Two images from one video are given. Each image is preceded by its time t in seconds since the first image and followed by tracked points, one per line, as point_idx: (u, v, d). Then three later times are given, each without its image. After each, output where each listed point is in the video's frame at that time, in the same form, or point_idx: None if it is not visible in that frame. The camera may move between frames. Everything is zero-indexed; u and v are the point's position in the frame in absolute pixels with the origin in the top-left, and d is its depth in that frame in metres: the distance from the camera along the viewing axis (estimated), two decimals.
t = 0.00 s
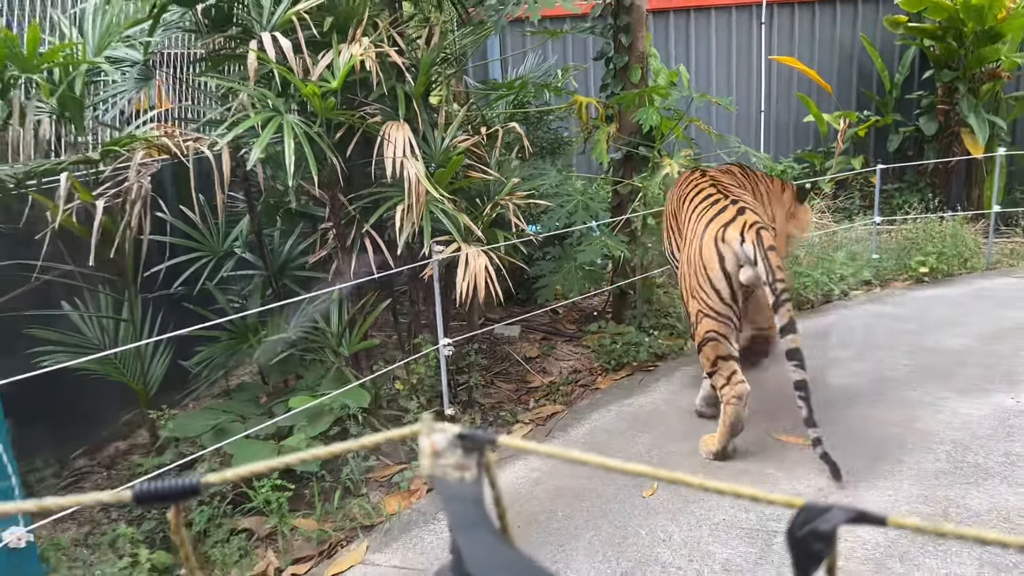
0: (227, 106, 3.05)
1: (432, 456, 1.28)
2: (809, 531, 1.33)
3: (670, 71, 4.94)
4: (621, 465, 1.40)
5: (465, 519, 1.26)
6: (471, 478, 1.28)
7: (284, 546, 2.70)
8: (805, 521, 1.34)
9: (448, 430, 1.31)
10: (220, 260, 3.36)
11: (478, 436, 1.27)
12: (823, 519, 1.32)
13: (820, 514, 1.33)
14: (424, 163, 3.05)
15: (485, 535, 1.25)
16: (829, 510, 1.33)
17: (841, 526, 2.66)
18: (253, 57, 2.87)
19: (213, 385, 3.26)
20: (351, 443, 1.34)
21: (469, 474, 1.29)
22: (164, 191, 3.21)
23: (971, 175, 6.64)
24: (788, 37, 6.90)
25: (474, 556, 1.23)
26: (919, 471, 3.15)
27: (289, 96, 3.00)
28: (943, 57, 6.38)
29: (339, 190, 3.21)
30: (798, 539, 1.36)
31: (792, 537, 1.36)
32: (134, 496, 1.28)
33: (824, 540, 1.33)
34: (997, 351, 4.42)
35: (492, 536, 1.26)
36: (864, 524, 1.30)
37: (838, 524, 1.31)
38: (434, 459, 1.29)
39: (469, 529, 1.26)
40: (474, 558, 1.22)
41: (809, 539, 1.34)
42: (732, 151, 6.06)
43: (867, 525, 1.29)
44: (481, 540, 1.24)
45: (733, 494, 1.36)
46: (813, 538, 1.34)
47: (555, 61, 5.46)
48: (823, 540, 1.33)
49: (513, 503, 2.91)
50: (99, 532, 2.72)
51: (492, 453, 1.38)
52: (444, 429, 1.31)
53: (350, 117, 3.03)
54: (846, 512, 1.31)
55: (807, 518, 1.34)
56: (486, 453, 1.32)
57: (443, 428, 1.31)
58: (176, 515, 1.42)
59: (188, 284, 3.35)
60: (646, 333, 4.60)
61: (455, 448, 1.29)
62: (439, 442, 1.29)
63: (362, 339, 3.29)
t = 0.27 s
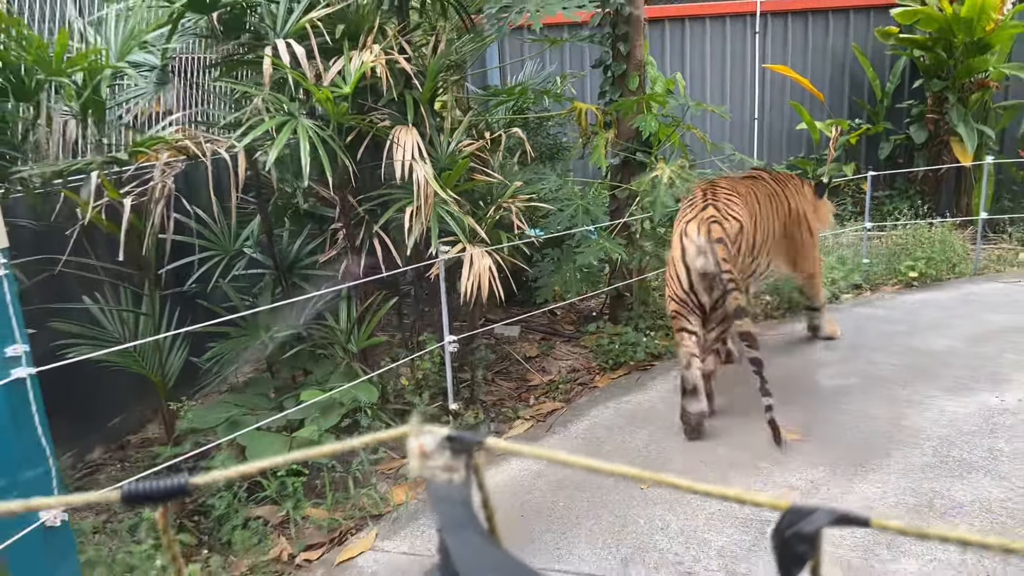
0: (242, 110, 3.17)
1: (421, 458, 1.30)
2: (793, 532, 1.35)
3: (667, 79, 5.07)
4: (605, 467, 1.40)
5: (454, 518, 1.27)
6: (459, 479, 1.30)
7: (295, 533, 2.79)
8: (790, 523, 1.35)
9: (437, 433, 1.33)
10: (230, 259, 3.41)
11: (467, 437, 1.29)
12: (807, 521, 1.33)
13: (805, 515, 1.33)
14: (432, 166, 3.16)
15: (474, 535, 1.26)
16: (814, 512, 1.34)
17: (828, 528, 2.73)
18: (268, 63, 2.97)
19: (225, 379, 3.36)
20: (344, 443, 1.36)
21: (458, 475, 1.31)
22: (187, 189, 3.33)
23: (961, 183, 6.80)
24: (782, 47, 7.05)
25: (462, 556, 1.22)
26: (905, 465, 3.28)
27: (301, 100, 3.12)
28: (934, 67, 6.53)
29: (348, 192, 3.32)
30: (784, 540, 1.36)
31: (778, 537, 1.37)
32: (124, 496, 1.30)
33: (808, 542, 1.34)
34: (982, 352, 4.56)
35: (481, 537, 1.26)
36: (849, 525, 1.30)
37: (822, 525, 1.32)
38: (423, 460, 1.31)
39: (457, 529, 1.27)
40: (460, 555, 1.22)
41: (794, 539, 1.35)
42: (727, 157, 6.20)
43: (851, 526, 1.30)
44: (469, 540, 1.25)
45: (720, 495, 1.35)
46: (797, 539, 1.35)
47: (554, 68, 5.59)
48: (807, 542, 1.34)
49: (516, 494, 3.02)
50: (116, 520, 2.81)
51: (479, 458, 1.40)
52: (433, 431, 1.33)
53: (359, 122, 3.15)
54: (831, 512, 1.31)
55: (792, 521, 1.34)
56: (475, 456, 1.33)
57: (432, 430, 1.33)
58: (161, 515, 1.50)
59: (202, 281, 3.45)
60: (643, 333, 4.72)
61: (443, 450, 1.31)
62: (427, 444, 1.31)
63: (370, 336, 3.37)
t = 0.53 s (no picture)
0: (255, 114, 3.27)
1: (400, 470, 1.36)
2: (765, 544, 1.43)
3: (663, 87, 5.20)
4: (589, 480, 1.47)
5: (431, 531, 1.40)
6: (436, 491, 1.38)
7: (305, 522, 2.87)
8: (762, 535, 1.43)
9: (416, 444, 1.39)
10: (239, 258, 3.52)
11: (444, 450, 1.36)
12: (779, 533, 1.42)
13: (777, 528, 1.42)
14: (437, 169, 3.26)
15: (450, 548, 1.40)
16: (785, 524, 1.42)
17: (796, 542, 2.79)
18: (281, 68, 3.08)
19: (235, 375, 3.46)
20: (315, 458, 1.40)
21: (435, 488, 1.39)
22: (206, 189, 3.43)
23: (950, 191, 6.97)
24: (775, 56, 7.20)
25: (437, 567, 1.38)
26: (893, 461, 3.40)
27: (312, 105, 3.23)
28: (923, 77, 6.65)
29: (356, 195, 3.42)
30: (756, 552, 1.44)
31: (750, 550, 1.44)
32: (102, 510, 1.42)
33: (779, 553, 1.42)
34: (968, 354, 4.69)
35: (456, 549, 1.41)
36: (817, 538, 1.39)
37: (793, 538, 1.40)
38: (402, 473, 1.38)
39: (433, 541, 1.41)
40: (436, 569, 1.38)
41: (765, 551, 1.43)
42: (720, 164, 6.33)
43: (821, 538, 1.38)
44: (445, 553, 1.40)
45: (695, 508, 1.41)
46: (768, 551, 1.43)
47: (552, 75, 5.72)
48: (779, 553, 1.42)
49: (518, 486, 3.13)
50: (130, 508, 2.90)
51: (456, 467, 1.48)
52: (411, 443, 1.38)
53: (368, 126, 3.26)
54: (802, 525, 1.40)
55: (765, 531, 1.42)
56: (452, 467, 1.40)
57: (410, 442, 1.39)
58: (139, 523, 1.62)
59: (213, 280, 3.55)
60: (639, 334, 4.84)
61: (421, 462, 1.38)
62: (406, 456, 1.37)
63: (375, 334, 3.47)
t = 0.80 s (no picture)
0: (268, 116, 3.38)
1: (392, 466, 1.34)
2: (754, 541, 1.37)
3: (662, 93, 5.33)
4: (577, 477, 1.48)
5: (424, 528, 1.33)
6: (430, 487, 1.35)
7: (317, 510, 2.97)
8: (750, 532, 1.38)
9: (409, 443, 1.38)
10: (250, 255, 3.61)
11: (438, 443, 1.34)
12: (767, 530, 1.37)
13: (765, 524, 1.37)
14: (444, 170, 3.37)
15: (443, 544, 1.31)
16: (774, 521, 1.38)
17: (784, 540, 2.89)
18: (295, 72, 3.19)
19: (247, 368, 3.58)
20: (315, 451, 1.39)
21: (428, 485, 1.36)
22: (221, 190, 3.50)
23: (940, 198, 7.13)
24: (770, 63, 7.35)
25: (432, 563, 1.29)
26: (881, 455, 3.53)
27: (325, 107, 3.34)
28: (915, 85, 6.83)
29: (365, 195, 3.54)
30: (745, 551, 1.39)
31: (739, 547, 1.39)
32: (94, 505, 1.35)
33: (769, 551, 1.36)
34: (956, 355, 4.83)
35: (451, 547, 1.32)
36: (805, 535, 1.35)
37: (782, 534, 1.35)
38: (395, 469, 1.35)
39: (428, 540, 1.32)
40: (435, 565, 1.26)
41: (754, 549, 1.37)
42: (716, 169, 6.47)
43: (808, 535, 1.35)
44: (440, 551, 1.30)
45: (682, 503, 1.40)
46: (758, 548, 1.37)
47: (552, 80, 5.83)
48: (769, 552, 1.36)
49: (520, 476, 3.25)
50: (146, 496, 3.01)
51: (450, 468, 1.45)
52: (404, 441, 1.37)
53: (377, 128, 3.37)
54: (789, 522, 1.36)
55: (754, 529, 1.38)
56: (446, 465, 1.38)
57: (402, 440, 1.37)
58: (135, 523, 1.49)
59: (224, 276, 3.65)
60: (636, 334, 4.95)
61: (414, 459, 1.36)
62: (399, 453, 1.35)
63: (383, 329, 3.56)
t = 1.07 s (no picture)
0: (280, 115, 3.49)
1: (395, 452, 1.37)
2: (755, 526, 1.39)
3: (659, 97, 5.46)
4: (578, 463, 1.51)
5: (428, 511, 1.35)
6: (431, 472, 1.38)
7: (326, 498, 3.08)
8: (751, 517, 1.40)
9: (411, 428, 1.41)
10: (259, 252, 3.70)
11: (439, 429, 1.36)
12: (767, 515, 1.39)
13: (765, 510, 1.39)
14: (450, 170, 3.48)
15: (446, 527, 1.32)
16: (773, 507, 1.40)
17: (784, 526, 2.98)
18: (307, 73, 3.29)
19: (255, 360, 3.70)
20: (315, 437, 1.43)
21: (430, 470, 1.39)
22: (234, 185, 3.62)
23: (931, 203, 7.28)
24: (764, 70, 7.49)
25: (435, 544, 1.29)
26: (871, 449, 3.65)
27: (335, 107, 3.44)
28: (907, 92, 6.98)
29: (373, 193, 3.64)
30: (746, 535, 1.40)
31: (740, 532, 1.40)
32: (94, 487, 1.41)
33: (769, 536, 1.38)
34: (944, 355, 4.97)
35: (454, 530, 1.33)
36: (805, 520, 1.37)
37: (782, 520, 1.36)
38: (397, 455, 1.39)
39: (430, 522, 1.33)
40: (439, 549, 1.27)
41: (755, 534, 1.39)
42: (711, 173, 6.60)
43: (808, 520, 1.36)
44: (442, 534, 1.31)
45: (683, 489, 1.45)
46: (759, 533, 1.39)
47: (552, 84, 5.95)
48: (769, 536, 1.38)
49: (522, 466, 3.36)
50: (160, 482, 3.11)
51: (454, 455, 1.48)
52: (406, 426, 1.40)
53: (386, 128, 3.47)
54: (789, 508, 1.38)
55: (754, 513, 1.39)
56: (448, 450, 1.41)
57: (404, 426, 1.40)
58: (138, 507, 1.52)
59: (234, 271, 3.75)
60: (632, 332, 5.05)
61: (416, 445, 1.38)
62: (401, 439, 1.38)
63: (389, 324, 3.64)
